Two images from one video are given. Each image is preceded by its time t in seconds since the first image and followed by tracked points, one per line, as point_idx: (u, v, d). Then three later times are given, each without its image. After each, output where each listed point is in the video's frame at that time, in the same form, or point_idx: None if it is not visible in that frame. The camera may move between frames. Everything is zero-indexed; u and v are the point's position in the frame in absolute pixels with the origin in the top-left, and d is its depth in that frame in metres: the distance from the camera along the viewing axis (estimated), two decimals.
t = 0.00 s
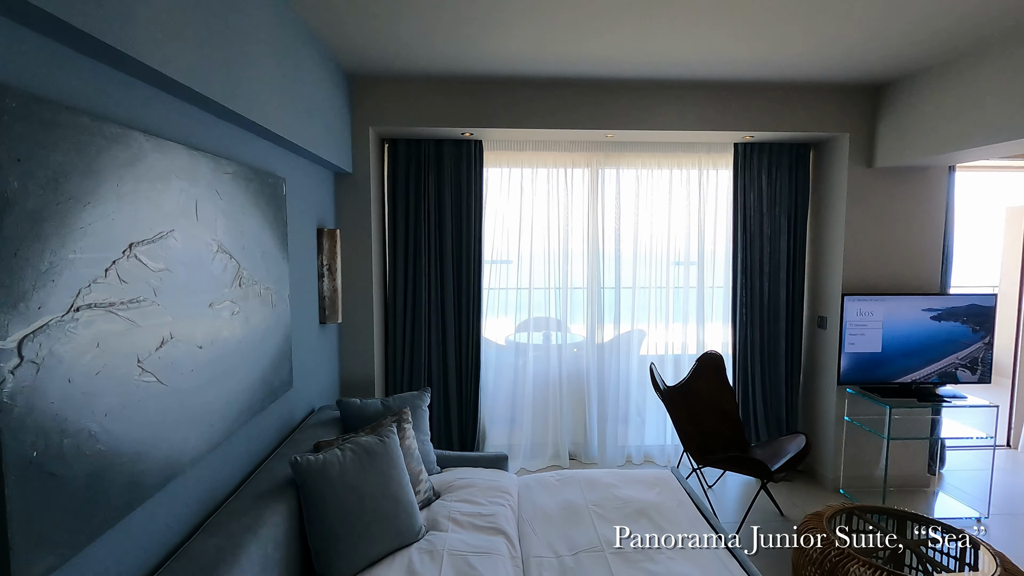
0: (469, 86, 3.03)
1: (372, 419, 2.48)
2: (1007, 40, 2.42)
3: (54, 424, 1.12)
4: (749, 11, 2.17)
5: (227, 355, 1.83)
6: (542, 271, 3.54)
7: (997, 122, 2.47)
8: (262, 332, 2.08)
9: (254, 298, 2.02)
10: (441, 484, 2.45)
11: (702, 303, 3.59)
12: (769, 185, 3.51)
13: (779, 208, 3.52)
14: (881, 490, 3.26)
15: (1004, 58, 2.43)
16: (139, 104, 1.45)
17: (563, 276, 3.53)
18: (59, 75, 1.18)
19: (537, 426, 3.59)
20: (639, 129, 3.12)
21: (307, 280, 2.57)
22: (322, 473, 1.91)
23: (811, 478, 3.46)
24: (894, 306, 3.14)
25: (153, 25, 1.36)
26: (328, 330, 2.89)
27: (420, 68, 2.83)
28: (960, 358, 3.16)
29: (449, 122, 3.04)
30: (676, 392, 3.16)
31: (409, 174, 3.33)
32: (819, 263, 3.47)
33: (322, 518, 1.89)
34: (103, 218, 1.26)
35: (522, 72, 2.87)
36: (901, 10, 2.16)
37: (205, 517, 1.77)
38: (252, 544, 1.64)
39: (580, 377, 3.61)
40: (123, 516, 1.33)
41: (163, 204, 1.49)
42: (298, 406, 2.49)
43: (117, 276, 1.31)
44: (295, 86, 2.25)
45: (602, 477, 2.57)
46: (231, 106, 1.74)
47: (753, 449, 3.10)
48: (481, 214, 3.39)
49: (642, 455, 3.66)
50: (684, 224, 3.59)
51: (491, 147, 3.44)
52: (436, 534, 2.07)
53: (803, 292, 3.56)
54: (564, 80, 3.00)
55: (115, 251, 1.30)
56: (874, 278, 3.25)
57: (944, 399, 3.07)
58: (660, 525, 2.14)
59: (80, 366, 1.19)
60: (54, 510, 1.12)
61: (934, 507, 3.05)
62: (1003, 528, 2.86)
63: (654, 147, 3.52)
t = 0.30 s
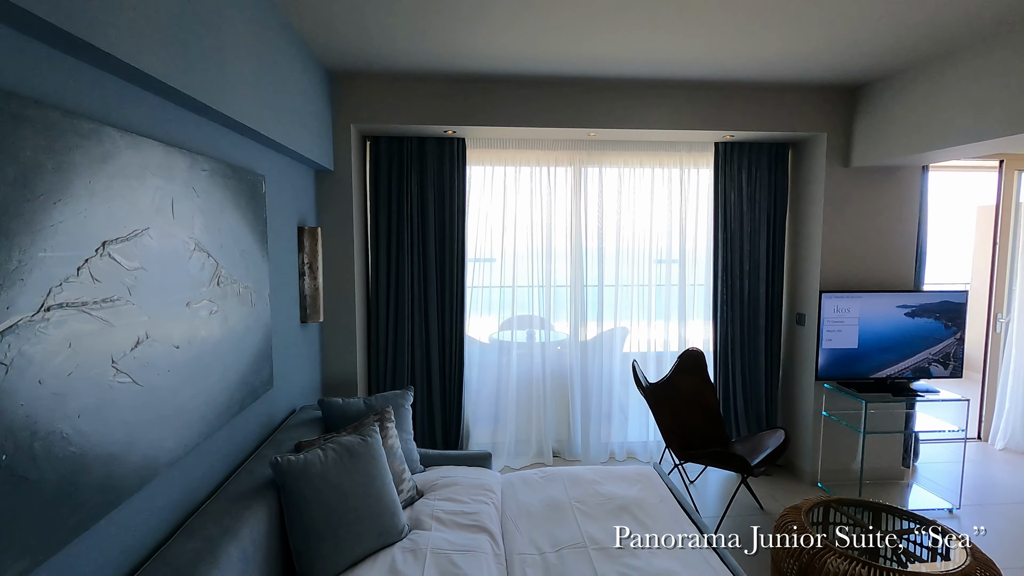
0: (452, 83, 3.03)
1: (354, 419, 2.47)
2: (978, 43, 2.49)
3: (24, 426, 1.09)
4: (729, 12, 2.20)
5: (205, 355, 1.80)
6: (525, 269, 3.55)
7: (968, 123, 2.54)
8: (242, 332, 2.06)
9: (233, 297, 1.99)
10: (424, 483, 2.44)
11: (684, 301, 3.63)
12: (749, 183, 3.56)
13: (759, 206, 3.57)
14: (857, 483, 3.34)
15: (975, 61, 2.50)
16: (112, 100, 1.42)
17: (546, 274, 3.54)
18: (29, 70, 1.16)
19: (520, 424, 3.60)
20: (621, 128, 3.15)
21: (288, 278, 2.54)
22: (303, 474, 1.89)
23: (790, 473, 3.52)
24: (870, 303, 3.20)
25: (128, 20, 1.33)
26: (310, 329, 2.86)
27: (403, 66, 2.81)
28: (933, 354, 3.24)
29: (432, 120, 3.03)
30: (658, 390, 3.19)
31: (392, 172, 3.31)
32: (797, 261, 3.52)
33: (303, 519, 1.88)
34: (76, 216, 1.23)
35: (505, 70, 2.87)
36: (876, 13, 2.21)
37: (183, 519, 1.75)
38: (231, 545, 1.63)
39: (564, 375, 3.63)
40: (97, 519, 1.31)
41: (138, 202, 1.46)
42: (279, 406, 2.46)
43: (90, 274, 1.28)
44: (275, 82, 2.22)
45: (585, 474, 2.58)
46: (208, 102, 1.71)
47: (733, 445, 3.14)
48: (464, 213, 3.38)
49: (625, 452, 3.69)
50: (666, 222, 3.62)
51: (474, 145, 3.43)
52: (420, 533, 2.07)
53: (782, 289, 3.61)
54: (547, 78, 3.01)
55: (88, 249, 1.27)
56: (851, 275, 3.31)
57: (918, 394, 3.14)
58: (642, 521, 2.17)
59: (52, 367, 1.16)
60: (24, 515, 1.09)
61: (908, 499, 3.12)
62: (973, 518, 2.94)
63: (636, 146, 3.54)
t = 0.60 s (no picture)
0: (434, 80, 3.01)
1: (335, 419, 2.44)
2: (949, 46, 2.55)
3: None
4: (709, 12, 2.22)
5: (180, 355, 1.77)
6: (507, 267, 3.55)
7: (940, 124, 2.61)
8: (218, 331, 2.02)
9: (209, 297, 1.96)
10: (406, 482, 2.43)
11: (665, 298, 3.66)
12: (728, 183, 3.60)
13: (738, 205, 3.62)
14: (834, 477, 3.40)
15: (947, 63, 2.56)
16: (82, 94, 1.38)
17: (528, 273, 3.54)
18: None
19: (503, 423, 3.60)
20: (602, 127, 3.16)
21: (266, 278, 2.51)
22: (282, 475, 1.87)
23: (769, 468, 3.58)
24: (845, 300, 3.26)
25: (98, 12, 1.30)
26: (289, 329, 2.82)
27: (383, 62, 2.79)
28: (906, 349, 3.32)
29: (413, 118, 3.01)
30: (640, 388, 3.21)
31: (372, 169, 3.28)
32: (775, 259, 3.58)
33: (282, 521, 1.85)
34: (42, 212, 1.20)
35: (487, 68, 2.87)
36: (850, 15, 2.25)
37: (157, 523, 1.71)
38: (208, 548, 1.60)
39: (546, 373, 3.63)
40: (67, 524, 1.28)
41: (109, 198, 1.43)
42: (258, 406, 2.43)
43: (57, 273, 1.24)
44: (252, 78, 2.18)
45: (567, 472, 2.59)
46: (183, 97, 1.68)
47: (713, 440, 3.18)
48: (446, 211, 3.37)
49: (607, 449, 3.71)
50: (647, 221, 3.65)
51: (456, 143, 3.42)
52: (401, 533, 2.05)
53: (761, 287, 3.67)
54: (528, 76, 3.01)
55: (55, 246, 1.24)
56: (828, 273, 3.37)
57: (892, 389, 3.22)
58: (623, 517, 2.18)
59: (17, 369, 1.13)
60: None
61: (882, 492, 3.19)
62: (945, 509, 3.02)
63: (618, 145, 3.56)
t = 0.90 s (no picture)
0: (415, 78, 2.99)
1: (314, 419, 2.41)
2: (920, 50, 2.61)
3: None
4: (688, 13, 2.24)
5: (152, 356, 1.72)
6: (488, 266, 3.54)
7: (912, 126, 2.67)
8: (193, 332, 1.98)
9: (183, 296, 1.92)
10: (387, 483, 2.41)
11: (645, 297, 3.69)
12: (707, 182, 3.64)
13: (717, 205, 3.66)
14: (810, 471, 3.47)
15: (919, 66, 2.62)
16: (48, 88, 1.34)
17: (509, 271, 3.54)
18: None
19: (485, 422, 3.60)
20: (583, 127, 3.18)
21: (243, 277, 2.47)
22: (258, 477, 1.84)
23: (748, 463, 3.63)
24: (821, 297, 3.33)
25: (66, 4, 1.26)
26: (267, 329, 2.78)
27: (363, 60, 2.77)
28: (879, 345, 3.39)
29: (394, 116, 2.99)
30: (621, 385, 3.24)
31: (352, 167, 3.25)
32: (753, 257, 3.63)
33: (259, 524, 1.82)
34: (4, 209, 1.16)
35: (467, 66, 2.86)
36: (825, 17, 2.29)
37: (128, 528, 1.67)
38: (182, 552, 1.56)
39: (528, 372, 3.64)
40: (31, 531, 1.24)
41: (76, 195, 1.39)
42: (235, 408, 2.39)
43: (21, 272, 1.20)
44: (228, 74, 2.15)
45: (549, 470, 2.60)
46: (155, 93, 1.64)
47: (693, 437, 3.22)
48: (426, 210, 3.36)
49: (589, 447, 3.73)
50: (627, 219, 3.67)
51: (437, 142, 3.40)
52: (382, 533, 2.03)
53: (739, 285, 3.72)
54: (509, 75, 3.01)
55: (19, 245, 1.20)
56: (804, 271, 3.43)
57: (866, 384, 3.29)
58: (604, 514, 2.19)
59: None
60: None
61: (857, 486, 3.26)
62: (917, 502, 3.10)
63: (598, 144, 3.57)
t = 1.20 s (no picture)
0: (394, 76, 2.97)
1: (292, 421, 2.38)
2: (892, 53, 2.67)
3: None
4: (667, 13, 2.26)
5: (124, 358, 1.68)
6: (470, 265, 3.53)
7: (884, 127, 2.73)
8: (166, 333, 1.94)
9: (155, 296, 1.87)
10: (367, 484, 2.39)
11: (626, 296, 3.72)
12: (687, 182, 3.68)
13: (696, 204, 3.70)
14: (787, 466, 3.53)
15: (890, 69, 2.69)
16: (11, 81, 1.30)
17: (491, 270, 3.54)
18: None
19: (467, 421, 3.59)
20: (564, 126, 3.19)
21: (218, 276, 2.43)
22: (235, 480, 1.80)
23: (727, 459, 3.69)
24: (798, 295, 3.39)
25: None
26: (244, 329, 2.74)
27: (342, 56, 2.73)
28: (853, 342, 3.47)
29: (373, 113, 2.96)
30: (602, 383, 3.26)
31: (331, 165, 3.22)
32: (731, 256, 3.68)
33: (235, 527, 1.78)
34: None
35: (448, 64, 2.85)
36: (800, 19, 2.33)
37: (99, 535, 1.62)
38: (155, 558, 1.53)
39: (510, 371, 3.64)
40: None
41: (42, 191, 1.35)
42: (210, 410, 2.34)
43: None
44: (203, 69, 2.10)
45: (530, 468, 2.60)
46: (126, 88, 1.60)
47: (673, 434, 3.25)
48: (407, 208, 3.33)
49: (571, 445, 3.75)
50: (607, 218, 3.69)
51: (417, 140, 3.38)
52: (363, 535, 2.02)
53: (718, 283, 3.77)
54: (490, 73, 3.00)
55: None
56: (781, 269, 3.49)
57: (841, 380, 3.36)
58: (585, 511, 2.21)
59: None
60: None
61: (832, 480, 3.33)
62: (890, 494, 3.17)
63: (579, 143, 3.59)
